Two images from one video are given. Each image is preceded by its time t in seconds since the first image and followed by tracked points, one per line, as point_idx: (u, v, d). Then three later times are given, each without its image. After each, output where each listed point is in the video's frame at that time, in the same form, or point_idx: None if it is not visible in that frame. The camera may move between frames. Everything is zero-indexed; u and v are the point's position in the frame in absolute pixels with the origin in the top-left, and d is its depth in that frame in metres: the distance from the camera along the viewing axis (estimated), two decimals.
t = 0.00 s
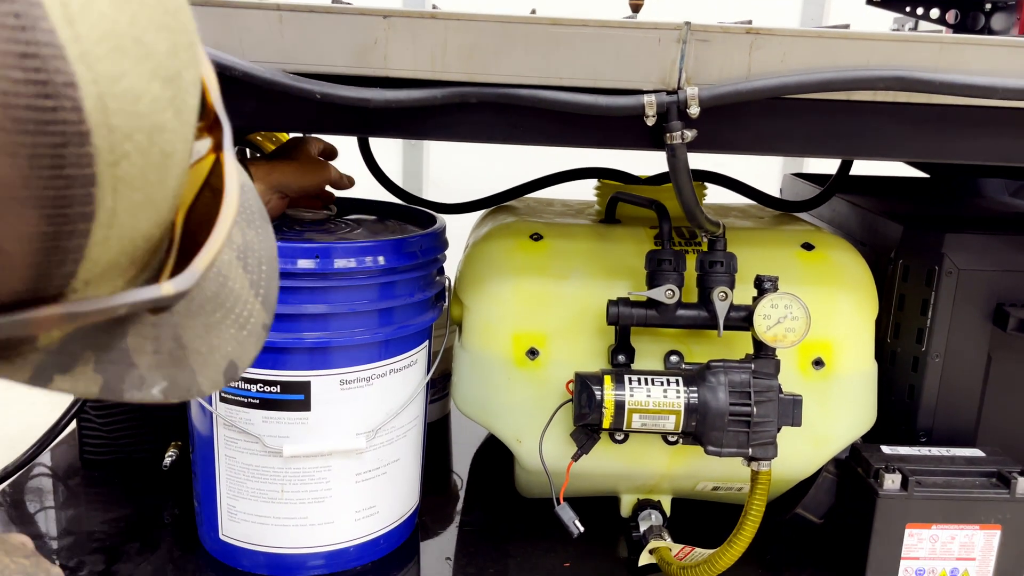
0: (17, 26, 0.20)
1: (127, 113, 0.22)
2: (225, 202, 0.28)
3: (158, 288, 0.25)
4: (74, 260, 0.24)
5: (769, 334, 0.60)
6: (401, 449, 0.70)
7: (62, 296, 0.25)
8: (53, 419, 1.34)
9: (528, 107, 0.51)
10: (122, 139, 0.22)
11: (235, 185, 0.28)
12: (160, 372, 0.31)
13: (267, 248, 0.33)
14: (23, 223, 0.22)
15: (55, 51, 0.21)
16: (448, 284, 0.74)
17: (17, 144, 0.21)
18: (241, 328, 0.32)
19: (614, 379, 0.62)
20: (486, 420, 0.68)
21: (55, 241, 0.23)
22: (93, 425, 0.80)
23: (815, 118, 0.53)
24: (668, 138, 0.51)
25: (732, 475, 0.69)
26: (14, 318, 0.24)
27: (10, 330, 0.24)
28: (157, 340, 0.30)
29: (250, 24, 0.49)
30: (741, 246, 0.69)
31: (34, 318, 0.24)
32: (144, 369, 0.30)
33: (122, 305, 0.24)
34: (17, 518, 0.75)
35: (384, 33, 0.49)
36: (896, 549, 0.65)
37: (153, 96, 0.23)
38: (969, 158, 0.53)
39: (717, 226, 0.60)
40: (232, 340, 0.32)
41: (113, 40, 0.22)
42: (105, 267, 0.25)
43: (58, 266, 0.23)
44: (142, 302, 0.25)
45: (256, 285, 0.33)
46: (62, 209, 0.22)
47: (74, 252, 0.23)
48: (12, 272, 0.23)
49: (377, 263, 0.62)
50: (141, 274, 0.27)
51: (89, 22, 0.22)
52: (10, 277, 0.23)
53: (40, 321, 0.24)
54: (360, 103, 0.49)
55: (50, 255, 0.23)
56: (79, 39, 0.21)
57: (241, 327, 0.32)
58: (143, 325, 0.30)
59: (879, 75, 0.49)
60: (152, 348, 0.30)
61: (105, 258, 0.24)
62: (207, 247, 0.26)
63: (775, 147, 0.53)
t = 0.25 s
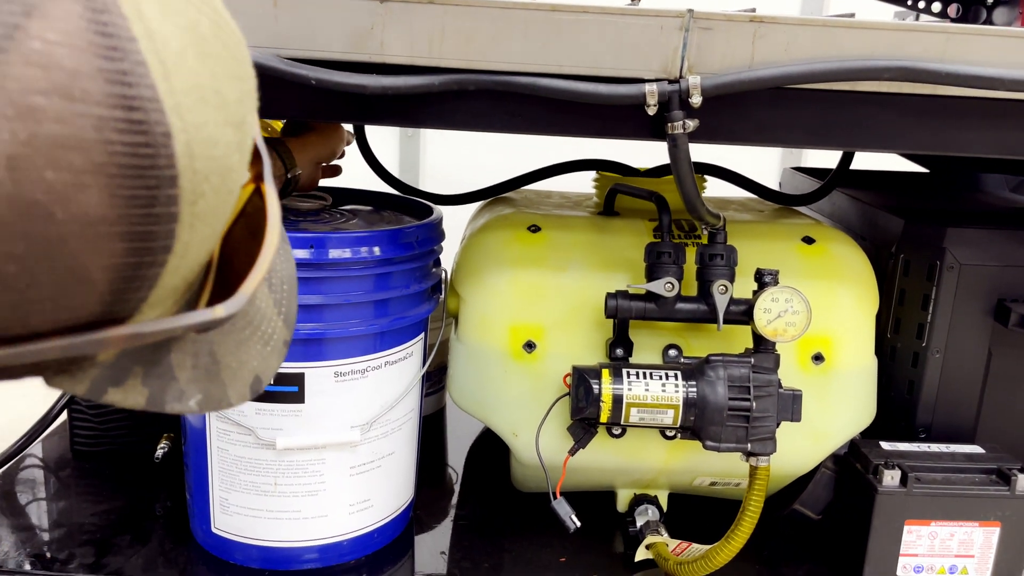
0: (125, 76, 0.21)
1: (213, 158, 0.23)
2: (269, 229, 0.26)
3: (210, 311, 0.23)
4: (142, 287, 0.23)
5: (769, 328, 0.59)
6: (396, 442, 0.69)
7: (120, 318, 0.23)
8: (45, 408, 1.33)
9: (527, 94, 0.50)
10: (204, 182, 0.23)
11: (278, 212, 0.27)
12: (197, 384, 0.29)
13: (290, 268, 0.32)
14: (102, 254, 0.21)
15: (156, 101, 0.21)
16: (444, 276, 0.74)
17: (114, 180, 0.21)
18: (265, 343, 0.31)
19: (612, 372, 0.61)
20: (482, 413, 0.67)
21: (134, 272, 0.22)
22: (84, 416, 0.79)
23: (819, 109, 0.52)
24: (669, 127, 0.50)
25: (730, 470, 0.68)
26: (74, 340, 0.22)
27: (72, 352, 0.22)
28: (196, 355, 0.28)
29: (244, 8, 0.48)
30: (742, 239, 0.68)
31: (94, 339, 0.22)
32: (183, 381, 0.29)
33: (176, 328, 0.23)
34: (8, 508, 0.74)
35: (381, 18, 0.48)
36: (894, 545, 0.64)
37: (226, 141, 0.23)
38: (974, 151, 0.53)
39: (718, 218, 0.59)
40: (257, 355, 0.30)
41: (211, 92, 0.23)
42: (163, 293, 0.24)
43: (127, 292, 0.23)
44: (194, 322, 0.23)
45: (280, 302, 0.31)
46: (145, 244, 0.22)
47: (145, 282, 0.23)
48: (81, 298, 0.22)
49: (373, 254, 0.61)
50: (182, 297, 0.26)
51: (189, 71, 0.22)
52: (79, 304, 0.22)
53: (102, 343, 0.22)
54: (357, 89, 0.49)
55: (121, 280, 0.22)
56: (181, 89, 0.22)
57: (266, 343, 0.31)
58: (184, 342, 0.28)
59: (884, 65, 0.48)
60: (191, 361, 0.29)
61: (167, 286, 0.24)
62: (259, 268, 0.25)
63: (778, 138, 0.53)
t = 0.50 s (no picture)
0: (213, 113, 0.24)
1: (277, 185, 0.27)
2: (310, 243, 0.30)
3: (263, 318, 0.27)
4: (207, 296, 0.27)
5: (764, 322, 0.59)
6: (388, 435, 0.69)
7: (183, 325, 0.27)
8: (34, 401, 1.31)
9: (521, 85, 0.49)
10: (267, 205, 0.27)
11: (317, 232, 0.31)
12: (237, 383, 0.32)
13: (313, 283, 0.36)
14: (180, 272, 0.25)
15: (237, 135, 0.25)
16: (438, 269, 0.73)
17: (196, 205, 0.24)
18: (293, 344, 0.35)
19: (605, 366, 0.61)
20: (475, 406, 0.67)
21: (205, 285, 0.26)
22: (73, 408, 0.79)
23: (816, 102, 0.51)
24: (665, 119, 0.49)
25: (724, 465, 0.68)
26: (147, 345, 0.25)
27: (142, 356, 0.25)
28: (236, 357, 0.32)
29: None
30: (737, 232, 0.67)
31: (160, 345, 0.25)
32: (225, 380, 0.32)
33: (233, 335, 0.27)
34: None
35: (374, 6, 0.48)
36: (888, 541, 0.64)
37: (289, 165, 0.27)
38: (971, 145, 0.52)
39: (713, 212, 0.59)
40: (287, 355, 0.34)
41: (278, 126, 0.26)
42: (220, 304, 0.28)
43: (194, 302, 0.26)
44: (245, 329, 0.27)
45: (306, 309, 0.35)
46: (217, 261, 0.26)
47: (210, 292, 0.27)
48: (157, 308, 0.25)
49: (365, 246, 0.61)
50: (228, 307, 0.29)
51: (260, 105, 0.26)
52: (156, 314, 0.25)
53: (168, 347, 0.26)
54: (349, 78, 0.48)
55: (191, 292, 0.26)
56: (257, 123, 0.25)
57: (294, 344, 0.34)
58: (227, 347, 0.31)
59: (883, 57, 0.47)
60: (233, 361, 0.32)
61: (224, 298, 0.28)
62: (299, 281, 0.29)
63: (775, 131, 0.52)
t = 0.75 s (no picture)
0: (247, 84, 0.24)
1: (308, 156, 0.26)
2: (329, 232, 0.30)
3: (290, 291, 0.27)
4: (239, 268, 0.26)
5: (764, 317, 0.58)
6: (381, 431, 0.67)
7: (216, 297, 0.27)
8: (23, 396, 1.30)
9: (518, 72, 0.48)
10: (299, 176, 0.26)
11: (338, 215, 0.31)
12: (261, 359, 0.33)
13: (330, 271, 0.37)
14: (216, 241, 0.24)
15: (271, 105, 0.24)
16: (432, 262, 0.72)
17: (232, 173, 0.24)
18: (311, 323, 0.35)
19: (602, 361, 0.59)
20: (469, 401, 0.66)
21: (239, 255, 0.26)
22: (61, 402, 0.77)
23: (819, 92, 0.50)
24: (665, 108, 0.48)
25: (721, 462, 0.67)
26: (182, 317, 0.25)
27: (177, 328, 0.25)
28: (259, 334, 0.32)
29: None
30: (736, 226, 0.66)
31: (195, 317, 0.25)
32: (251, 356, 0.32)
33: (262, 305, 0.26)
34: None
35: None
36: (887, 539, 0.63)
37: (317, 138, 0.27)
38: (976, 137, 0.51)
39: (713, 205, 0.58)
40: (306, 334, 0.34)
41: (307, 100, 0.26)
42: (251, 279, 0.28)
43: (229, 273, 0.26)
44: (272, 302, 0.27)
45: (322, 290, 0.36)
46: (252, 231, 0.25)
47: (243, 265, 0.26)
48: (193, 279, 0.25)
49: (358, 237, 0.60)
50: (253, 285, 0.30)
51: (290, 79, 0.25)
52: (193, 284, 0.25)
53: (202, 319, 0.26)
54: (341, 64, 0.47)
55: (225, 263, 0.25)
56: (288, 95, 0.25)
57: (311, 323, 0.35)
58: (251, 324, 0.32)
59: (887, 46, 0.46)
60: (257, 340, 0.32)
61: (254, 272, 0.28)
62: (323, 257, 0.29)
63: (777, 121, 0.51)
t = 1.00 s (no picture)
0: (218, 5, 0.22)
1: (287, 84, 0.24)
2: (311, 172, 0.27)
3: (273, 234, 0.24)
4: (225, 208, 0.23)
5: (763, 308, 0.56)
6: (370, 424, 0.66)
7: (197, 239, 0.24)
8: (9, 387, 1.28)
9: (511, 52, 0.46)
10: (281, 104, 0.24)
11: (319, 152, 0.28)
12: (246, 312, 0.30)
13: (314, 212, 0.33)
14: (193, 173, 0.22)
15: (245, 30, 0.22)
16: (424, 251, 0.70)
17: (207, 97, 0.21)
18: (299, 277, 0.31)
19: (597, 352, 0.58)
20: (460, 394, 0.64)
21: (223, 191, 0.23)
22: (44, 394, 0.75)
23: (823, 74, 0.49)
24: (663, 89, 0.47)
25: (719, 456, 0.66)
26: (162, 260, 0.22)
27: (160, 273, 0.22)
28: (244, 285, 0.29)
29: None
30: (736, 215, 0.65)
31: (177, 260, 0.22)
32: (235, 309, 0.29)
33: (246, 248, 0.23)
34: None
35: None
36: (887, 536, 0.62)
37: (297, 67, 0.24)
38: (984, 123, 0.50)
39: (712, 193, 0.56)
40: (293, 288, 0.31)
41: (283, 25, 0.24)
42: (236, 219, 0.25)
43: (213, 213, 0.23)
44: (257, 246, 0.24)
45: (308, 240, 0.32)
46: (233, 163, 0.23)
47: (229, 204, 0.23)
48: (175, 220, 0.22)
49: (346, 224, 0.58)
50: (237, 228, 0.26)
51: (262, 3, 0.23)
52: (175, 226, 0.22)
53: (185, 262, 0.23)
54: (327, 42, 0.45)
55: (209, 202, 0.23)
56: (262, 19, 0.23)
57: (299, 277, 0.31)
58: (235, 272, 0.28)
59: (894, 26, 0.45)
60: (242, 291, 0.29)
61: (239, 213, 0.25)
62: (306, 199, 0.26)
63: (779, 105, 0.49)
